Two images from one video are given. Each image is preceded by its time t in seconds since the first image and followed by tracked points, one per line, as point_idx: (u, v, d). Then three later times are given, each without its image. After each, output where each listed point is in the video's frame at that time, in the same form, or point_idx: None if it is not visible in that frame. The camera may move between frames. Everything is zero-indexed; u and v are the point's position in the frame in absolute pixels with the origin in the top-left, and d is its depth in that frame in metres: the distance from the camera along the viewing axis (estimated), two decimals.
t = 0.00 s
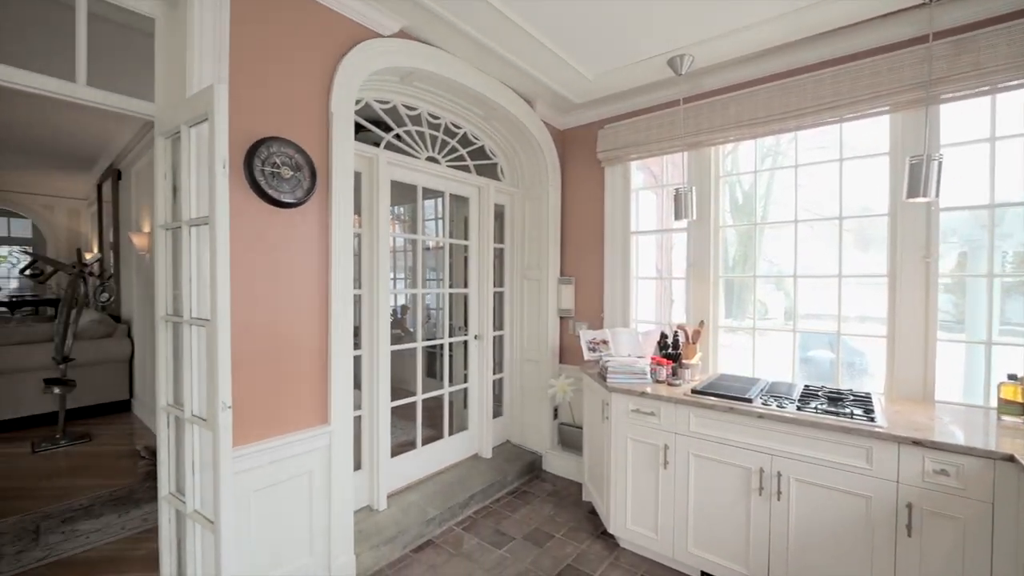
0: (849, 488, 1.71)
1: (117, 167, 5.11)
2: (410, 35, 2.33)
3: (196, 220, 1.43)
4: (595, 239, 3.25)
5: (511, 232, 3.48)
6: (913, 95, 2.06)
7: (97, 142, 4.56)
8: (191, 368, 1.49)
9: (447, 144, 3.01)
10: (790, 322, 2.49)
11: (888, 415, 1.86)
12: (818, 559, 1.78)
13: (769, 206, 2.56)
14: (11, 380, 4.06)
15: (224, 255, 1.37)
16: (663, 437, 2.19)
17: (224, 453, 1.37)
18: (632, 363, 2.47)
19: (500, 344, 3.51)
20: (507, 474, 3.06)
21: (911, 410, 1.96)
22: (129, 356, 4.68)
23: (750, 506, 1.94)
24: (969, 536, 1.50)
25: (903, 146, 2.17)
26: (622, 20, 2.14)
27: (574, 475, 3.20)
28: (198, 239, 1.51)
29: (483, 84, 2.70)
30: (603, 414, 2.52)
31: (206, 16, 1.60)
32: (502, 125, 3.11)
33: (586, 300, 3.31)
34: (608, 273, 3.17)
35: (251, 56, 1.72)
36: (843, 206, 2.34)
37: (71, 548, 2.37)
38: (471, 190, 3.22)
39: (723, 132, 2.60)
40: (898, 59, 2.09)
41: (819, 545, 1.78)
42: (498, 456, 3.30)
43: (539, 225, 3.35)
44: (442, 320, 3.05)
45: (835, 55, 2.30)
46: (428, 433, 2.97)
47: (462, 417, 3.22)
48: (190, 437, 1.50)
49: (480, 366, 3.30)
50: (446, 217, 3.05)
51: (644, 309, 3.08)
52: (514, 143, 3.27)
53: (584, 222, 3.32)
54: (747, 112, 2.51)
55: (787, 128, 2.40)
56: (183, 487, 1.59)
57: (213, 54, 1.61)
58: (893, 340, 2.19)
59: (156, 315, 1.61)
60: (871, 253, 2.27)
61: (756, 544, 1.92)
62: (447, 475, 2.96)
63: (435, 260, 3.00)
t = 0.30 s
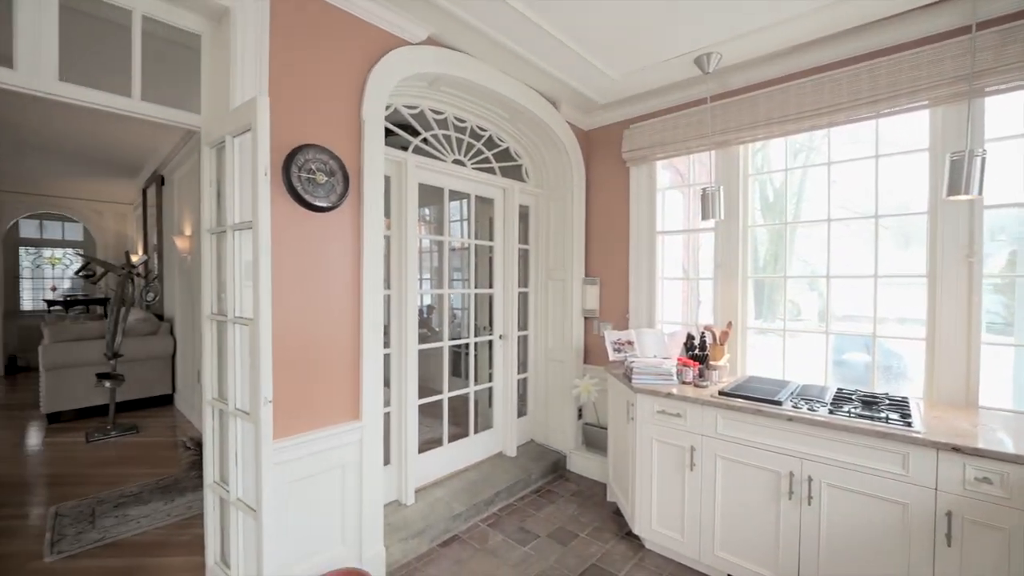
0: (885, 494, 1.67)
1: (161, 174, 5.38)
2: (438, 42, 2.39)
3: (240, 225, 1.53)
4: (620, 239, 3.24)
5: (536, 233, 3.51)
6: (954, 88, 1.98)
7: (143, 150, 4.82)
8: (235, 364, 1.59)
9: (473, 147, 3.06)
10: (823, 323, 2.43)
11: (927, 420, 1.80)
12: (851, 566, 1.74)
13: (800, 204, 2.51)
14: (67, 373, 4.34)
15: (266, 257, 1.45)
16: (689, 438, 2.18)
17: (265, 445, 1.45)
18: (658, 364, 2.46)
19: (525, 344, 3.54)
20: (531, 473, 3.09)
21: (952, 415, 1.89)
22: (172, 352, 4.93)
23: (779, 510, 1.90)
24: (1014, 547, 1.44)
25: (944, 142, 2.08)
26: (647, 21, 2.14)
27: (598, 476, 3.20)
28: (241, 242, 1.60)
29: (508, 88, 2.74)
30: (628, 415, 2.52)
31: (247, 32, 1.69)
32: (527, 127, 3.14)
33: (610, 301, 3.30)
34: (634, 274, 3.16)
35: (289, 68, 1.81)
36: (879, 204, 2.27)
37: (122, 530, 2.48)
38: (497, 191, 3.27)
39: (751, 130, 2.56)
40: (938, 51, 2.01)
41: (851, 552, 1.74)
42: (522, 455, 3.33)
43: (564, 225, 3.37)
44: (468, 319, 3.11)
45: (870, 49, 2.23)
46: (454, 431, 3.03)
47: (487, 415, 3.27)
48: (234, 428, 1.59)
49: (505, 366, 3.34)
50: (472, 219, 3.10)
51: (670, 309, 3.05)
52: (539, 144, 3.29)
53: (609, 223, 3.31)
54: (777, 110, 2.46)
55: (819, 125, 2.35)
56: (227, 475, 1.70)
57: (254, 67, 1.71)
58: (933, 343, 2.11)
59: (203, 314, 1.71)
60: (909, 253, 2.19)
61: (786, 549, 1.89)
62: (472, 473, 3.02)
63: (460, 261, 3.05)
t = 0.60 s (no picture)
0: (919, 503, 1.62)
1: (200, 180, 5.65)
2: (463, 49, 2.44)
3: (278, 231, 1.62)
4: (645, 241, 3.23)
5: (559, 234, 3.53)
6: (997, 83, 1.90)
7: (185, 157, 5.08)
8: (275, 362, 1.68)
9: (497, 150, 3.11)
10: (857, 326, 2.37)
11: (965, 428, 1.74)
12: None
13: (832, 204, 2.45)
14: (116, 369, 4.61)
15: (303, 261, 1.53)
16: (714, 442, 2.16)
17: (302, 439, 1.53)
18: (682, 366, 2.45)
19: (548, 345, 3.56)
20: (555, 473, 3.11)
21: (994, 423, 1.82)
22: (210, 350, 5.17)
23: (807, 516, 1.88)
24: None
25: (987, 139, 2.00)
26: (672, 23, 2.14)
27: (622, 478, 3.19)
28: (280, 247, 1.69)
29: (532, 92, 2.77)
30: (652, 417, 2.51)
31: (285, 49, 1.79)
32: (551, 130, 3.17)
33: (634, 303, 3.29)
34: (658, 275, 3.14)
35: (323, 80, 1.90)
36: (915, 203, 2.20)
37: (168, 518, 2.63)
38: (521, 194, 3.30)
39: (780, 129, 2.52)
40: (979, 45, 1.94)
41: (883, 561, 1.70)
42: (546, 455, 3.36)
43: (588, 227, 3.37)
44: (492, 320, 3.15)
45: (905, 44, 2.17)
46: (479, 430, 3.08)
47: (511, 415, 3.31)
48: (273, 423, 1.69)
49: (529, 366, 3.37)
50: (496, 221, 3.15)
51: (696, 311, 3.03)
52: (563, 147, 3.32)
53: (633, 224, 3.30)
54: (807, 108, 2.42)
55: (851, 123, 2.29)
56: (266, 467, 1.79)
57: (291, 80, 1.80)
58: (974, 348, 2.03)
59: (244, 315, 1.82)
60: (948, 253, 2.11)
61: (814, 555, 1.86)
62: (496, 471, 3.06)
63: (484, 264, 3.09)
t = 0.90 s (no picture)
0: (959, 513, 1.57)
1: (236, 185, 5.90)
2: (489, 55, 2.49)
3: (314, 235, 1.70)
4: (671, 242, 3.20)
5: (584, 236, 3.53)
6: None
7: (223, 164, 5.32)
8: (311, 361, 1.76)
9: (522, 153, 3.15)
10: (895, 329, 2.29)
11: (1011, 436, 1.67)
12: None
13: (868, 203, 2.38)
14: (160, 365, 4.87)
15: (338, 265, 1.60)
16: (742, 446, 2.13)
17: (337, 435, 1.60)
18: (709, 369, 2.42)
19: (573, 346, 3.57)
20: (579, 474, 3.12)
21: None
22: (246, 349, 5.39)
23: (840, 523, 1.83)
24: None
25: None
26: (698, 23, 2.13)
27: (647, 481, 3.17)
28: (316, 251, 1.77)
29: (557, 95, 2.80)
30: (679, 420, 2.49)
31: (320, 62, 1.87)
32: (575, 132, 3.19)
33: (660, 304, 3.27)
34: (685, 276, 3.11)
35: (355, 91, 1.97)
36: (958, 201, 2.11)
37: (210, 507, 2.77)
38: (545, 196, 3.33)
39: (812, 128, 2.46)
40: None
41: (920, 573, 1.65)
42: (570, 456, 3.37)
43: (612, 228, 3.37)
44: (517, 322, 3.19)
45: (946, 38, 2.10)
46: (503, 430, 3.12)
47: (535, 415, 3.34)
48: (310, 419, 1.77)
49: (553, 367, 3.39)
50: (521, 223, 3.18)
51: (724, 313, 2.98)
52: (587, 149, 3.33)
53: (659, 225, 3.28)
54: (840, 106, 2.36)
55: (888, 120, 2.22)
56: (301, 461, 1.88)
57: (326, 91, 1.89)
58: None
59: (283, 315, 1.91)
60: (995, 253, 2.02)
61: (847, 564, 1.81)
62: (520, 471, 3.09)
63: (508, 265, 3.13)
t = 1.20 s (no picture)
0: (1008, 527, 1.49)
1: (270, 190, 6.11)
2: (515, 58, 2.51)
3: (346, 239, 1.76)
4: (700, 242, 3.14)
5: (610, 237, 3.51)
6: None
7: (258, 169, 5.52)
8: (343, 360, 1.82)
9: (547, 154, 3.16)
10: (940, 333, 2.19)
11: None
12: None
13: (910, 200, 2.28)
14: (200, 362, 5.10)
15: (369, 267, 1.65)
16: (774, 451, 2.08)
17: (368, 432, 1.65)
18: (739, 372, 2.37)
19: (598, 347, 3.55)
20: (604, 476, 3.10)
21: None
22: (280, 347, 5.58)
23: (878, 534, 1.77)
24: None
25: None
26: (728, 20, 2.09)
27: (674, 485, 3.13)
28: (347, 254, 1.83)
29: (583, 95, 2.79)
30: (707, 423, 2.45)
31: (352, 71, 1.93)
32: (601, 132, 3.17)
33: (688, 305, 3.21)
34: (714, 277, 3.05)
35: (385, 98, 2.03)
36: (1010, 198, 2.00)
37: (247, 499, 2.89)
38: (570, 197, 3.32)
39: (849, 123, 2.38)
40: None
41: None
42: (595, 458, 3.35)
43: (639, 228, 3.33)
44: (542, 323, 3.19)
45: (995, 26, 1.99)
46: (528, 431, 3.13)
47: (560, 416, 3.33)
48: (342, 416, 1.83)
49: (578, 368, 3.38)
50: (546, 224, 3.18)
51: (755, 315, 2.91)
52: (614, 149, 3.31)
53: (687, 225, 3.22)
54: (879, 100, 2.27)
55: (931, 114, 2.12)
56: (334, 457, 1.94)
57: (357, 98, 1.94)
58: None
59: (316, 316, 1.98)
60: None
61: None
62: (545, 472, 3.10)
63: (533, 266, 3.14)
